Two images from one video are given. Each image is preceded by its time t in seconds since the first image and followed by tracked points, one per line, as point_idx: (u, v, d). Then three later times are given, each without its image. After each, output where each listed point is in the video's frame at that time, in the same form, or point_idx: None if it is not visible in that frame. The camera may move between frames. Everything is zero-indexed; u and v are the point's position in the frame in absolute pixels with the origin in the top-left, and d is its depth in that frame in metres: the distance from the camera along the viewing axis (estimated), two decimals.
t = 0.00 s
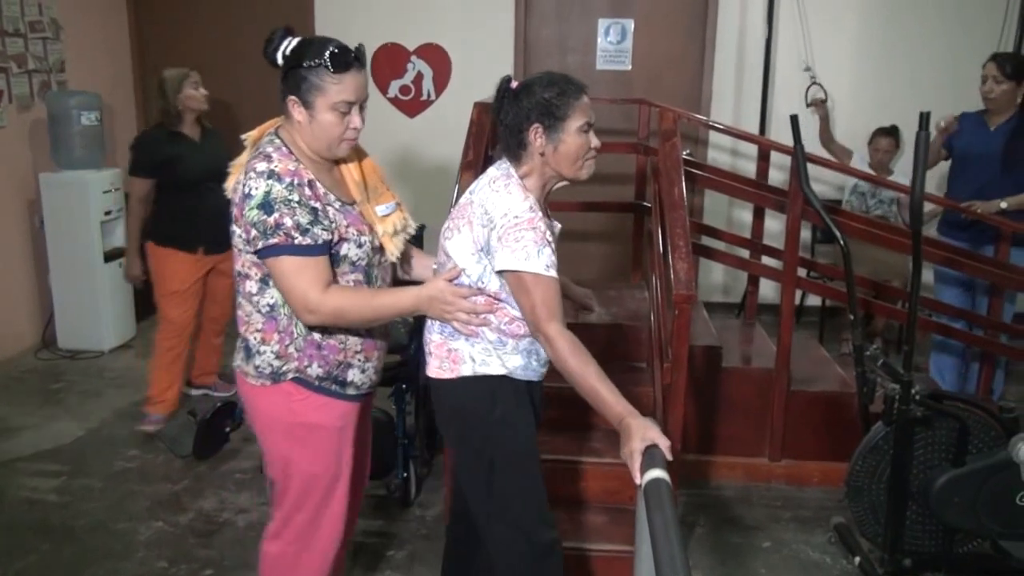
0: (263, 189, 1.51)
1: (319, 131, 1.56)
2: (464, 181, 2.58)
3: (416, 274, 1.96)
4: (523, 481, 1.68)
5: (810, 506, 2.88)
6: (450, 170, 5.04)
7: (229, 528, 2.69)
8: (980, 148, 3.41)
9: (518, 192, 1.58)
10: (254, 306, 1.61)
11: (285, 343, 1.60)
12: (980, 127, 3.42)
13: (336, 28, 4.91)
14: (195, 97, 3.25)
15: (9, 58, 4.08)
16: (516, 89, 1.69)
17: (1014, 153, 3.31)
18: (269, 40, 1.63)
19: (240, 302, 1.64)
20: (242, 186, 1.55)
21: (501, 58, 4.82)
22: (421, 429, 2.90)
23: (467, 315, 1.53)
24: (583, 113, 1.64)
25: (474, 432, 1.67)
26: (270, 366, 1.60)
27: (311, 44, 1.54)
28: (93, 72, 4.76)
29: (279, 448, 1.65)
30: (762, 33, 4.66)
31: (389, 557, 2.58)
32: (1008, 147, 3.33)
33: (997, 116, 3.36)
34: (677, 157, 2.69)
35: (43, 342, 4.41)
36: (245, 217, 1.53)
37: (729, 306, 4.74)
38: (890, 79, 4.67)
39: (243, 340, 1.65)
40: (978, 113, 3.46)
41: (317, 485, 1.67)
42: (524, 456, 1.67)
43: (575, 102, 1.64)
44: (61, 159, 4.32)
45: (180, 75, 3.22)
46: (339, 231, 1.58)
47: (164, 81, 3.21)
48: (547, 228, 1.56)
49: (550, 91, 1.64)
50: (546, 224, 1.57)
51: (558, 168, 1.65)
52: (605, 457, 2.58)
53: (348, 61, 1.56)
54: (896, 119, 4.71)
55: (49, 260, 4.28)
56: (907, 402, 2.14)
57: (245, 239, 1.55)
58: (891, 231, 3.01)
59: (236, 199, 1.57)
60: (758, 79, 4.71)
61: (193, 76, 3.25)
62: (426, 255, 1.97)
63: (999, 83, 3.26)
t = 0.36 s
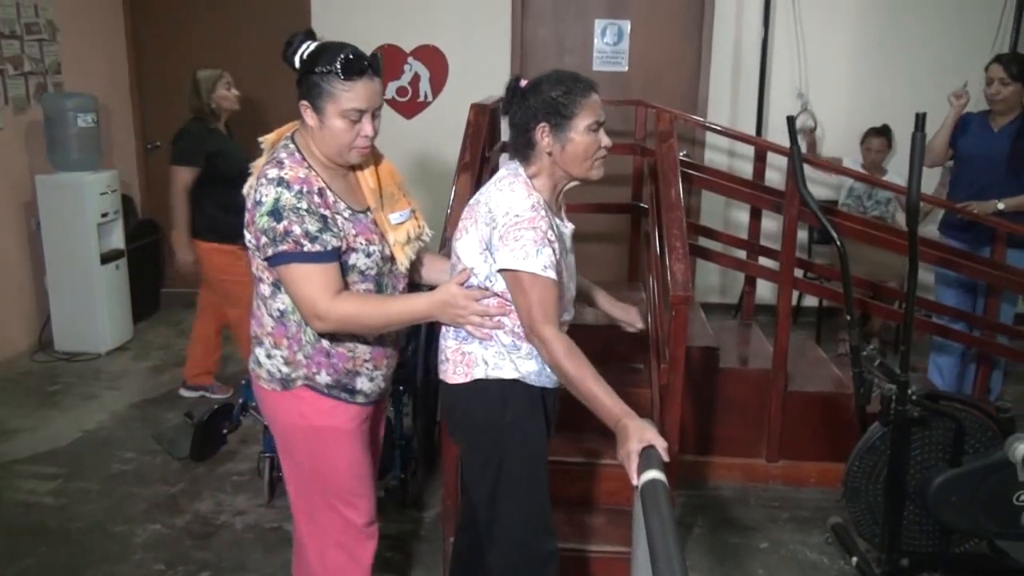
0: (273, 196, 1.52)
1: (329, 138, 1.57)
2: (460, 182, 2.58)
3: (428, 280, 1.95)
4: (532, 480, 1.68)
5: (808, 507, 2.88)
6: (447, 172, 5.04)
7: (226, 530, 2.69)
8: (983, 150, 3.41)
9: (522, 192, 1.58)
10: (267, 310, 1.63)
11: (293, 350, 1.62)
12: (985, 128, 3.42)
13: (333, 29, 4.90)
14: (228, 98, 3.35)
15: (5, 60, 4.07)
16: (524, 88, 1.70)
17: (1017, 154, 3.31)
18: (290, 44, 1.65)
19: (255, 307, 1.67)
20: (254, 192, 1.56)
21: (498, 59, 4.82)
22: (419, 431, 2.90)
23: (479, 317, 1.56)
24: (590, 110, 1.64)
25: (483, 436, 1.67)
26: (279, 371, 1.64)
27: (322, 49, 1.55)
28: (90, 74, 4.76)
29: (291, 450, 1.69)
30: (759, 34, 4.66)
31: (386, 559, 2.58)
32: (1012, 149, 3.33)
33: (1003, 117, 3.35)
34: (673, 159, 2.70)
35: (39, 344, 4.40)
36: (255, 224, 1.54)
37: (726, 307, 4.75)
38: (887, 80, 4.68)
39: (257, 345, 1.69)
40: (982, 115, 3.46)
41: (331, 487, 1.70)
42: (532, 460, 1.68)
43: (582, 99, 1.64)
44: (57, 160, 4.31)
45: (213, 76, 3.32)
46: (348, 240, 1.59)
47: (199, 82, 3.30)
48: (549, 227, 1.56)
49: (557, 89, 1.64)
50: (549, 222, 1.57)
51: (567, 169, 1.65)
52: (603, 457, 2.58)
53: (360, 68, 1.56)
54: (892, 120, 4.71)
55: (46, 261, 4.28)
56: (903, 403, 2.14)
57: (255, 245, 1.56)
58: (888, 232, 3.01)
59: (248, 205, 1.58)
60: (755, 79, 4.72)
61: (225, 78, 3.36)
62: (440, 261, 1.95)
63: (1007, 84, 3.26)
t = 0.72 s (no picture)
0: (290, 202, 1.50)
1: (363, 133, 1.59)
2: (455, 181, 2.58)
3: (443, 280, 1.96)
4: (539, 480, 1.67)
5: (804, 506, 2.89)
6: (442, 172, 5.04)
7: (222, 531, 2.68)
8: (981, 150, 3.42)
9: (529, 191, 1.59)
10: (278, 322, 1.62)
11: (312, 360, 1.61)
12: (983, 129, 3.43)
13: (329, 28, 4.89)
14: (266, 97, 3.40)
15: None
16: (538, 85, 1.69)
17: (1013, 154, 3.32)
18: (280, 52, 1.63)
19: (265, 319, 1.65)
20: (268, 197, 1.54)
21: (494, 58, 4.82)
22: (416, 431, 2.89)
23: (491, 318, 1.56)
24: (602, 109, 1.63)
25: (491, 436, 1.67)
26: (297, 384, 1.62)
27: (341, 50, 1.55)
28: (85, 75, 4.75)
29: (308, 466, 1.66)
30: (754, 35, 4.67)
31: (384, 559, 2.58)
32: (1009, 150, 3.34)
33: (1001, 117, 3.36)
34: (668, 159, 2.72)
35: (33, 346, 4.39)
36: (270, 229, 1.52)
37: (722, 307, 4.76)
38: (882, 80, 4.69)
39: (269, 358, 1.66)
40: (981, 115, 3.46)
41: (349, 500, 1.68)
42: (539, 461, 1.67)
43: (593, 98, 1.63)
44: (52, 161, 4.31)
45: (253, 76, 3.37)
46: (367, 246, 1.58)
47: (238, 82, 3.35)
48: (553, 226, 1.56)
49: (570, 87, 1.63)
50: (554, 221, 1.57)
51: (578, 168, 1.65)
52: (599, 457, 2.59)
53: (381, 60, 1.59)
54: (886, 120, 4.73)
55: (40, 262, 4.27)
56: (898, 402, 2.15)
57: (271, 252, 1.54)
58: (881, 231, 3.01)
59: (260, 211, 1.56)
60: (750, 79, 4.73)
61: (264, 76, 3.40)
62: (452, 260, 1.97)
63: (1005, 84, 3.28)
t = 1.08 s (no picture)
0: (307, 198, 1.52)
1: (393, 128, 1.62)
2: (452, 181, 2.59)
3: (460, 280, 1.95)
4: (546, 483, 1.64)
5: (800, 505, 2.89)
6: (437, 173, 5.04)
7: (218, 532, 2.68)
8: (973, 150, 3.44)
9: (539, 194, 1.59)
10: (292, 318, 1.63)
11: (325, 356, 1.62)
12: (976, 127, 3.44)
13: (324, 28, 4.88)
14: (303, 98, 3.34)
15: None
16: (554, 87, 1.69)
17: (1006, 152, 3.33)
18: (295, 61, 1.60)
19: (280, 314, 1.66)
20: (286, 193, 1.56)
21: (490, 58, 4.81)
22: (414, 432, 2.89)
23: (500, 321, 1.53)
24: (617, 113, 1.62)
25: (499, 439, 1.66)
26: (310, 380, 1.63)
27: (364, 50, 1.57)
28: (80, 76, 4.75)
29: (315, 462, 1.68)
30: (748, 35, 4.67)
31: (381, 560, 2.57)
32: (999, 147, 3.35)
33: (993, 115, 3.37)
34: (665, 159, 2.69)
35: (28, 347, 4.38)
36: (286, 225, 1.54)
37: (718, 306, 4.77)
38: (877, 80, 4.70)
39: (284, 352, 1.67)
40: (974, 114, 3.48)
41: (354, 496, 1.70)
42: (545, 465, 1.63)
43: (609, 101, 1.62)
44: (47, 162, 4.30)
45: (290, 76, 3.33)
46: (383, 244, 1.58)
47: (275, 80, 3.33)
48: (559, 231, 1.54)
49: (585, 89, 1.63)
50: (560, 226, 1.56)
51: (592, 172, 1.63)
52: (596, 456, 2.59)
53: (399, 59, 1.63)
54: (881, 120, 4.74)
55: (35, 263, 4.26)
56: (894, 400, 2.16)
57: (286, 248, 1.56)
58: (877, 230, 3.03)
59: (279, 207, 1.58)
60: (745, 78, 4.73)
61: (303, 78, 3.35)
62: (469, 260, 1.96)
63: (994, 81, 3.28)
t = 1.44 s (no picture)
0: (322, 191, 1.54)
1: (416, 124, 1.62)
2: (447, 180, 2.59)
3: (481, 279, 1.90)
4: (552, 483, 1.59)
5: (794, 501, 2.90)
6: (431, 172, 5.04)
7: (213, 532, 2.67)
8: (962, 148, 3.45)
9: (552, 189, 1.53)
10: (314, 306, 1.65)
11: (340, 343, 1.63)
12: (966, 125, 3.46)
13: (318, 27, 4.88)
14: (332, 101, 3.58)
15: None
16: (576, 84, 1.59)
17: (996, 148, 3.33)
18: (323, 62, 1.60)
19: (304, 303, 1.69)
20: (304, 188, 1.58)
21: (484, 57, 4.81)
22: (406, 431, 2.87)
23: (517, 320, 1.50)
24: (637, 111, 1.51)
25: (509, 433, 1.63)
26: (327, 367, 1.65)
27: (389, 49, 1.57)
28: (74, 76, 4.73)
29: (341, 453, 1.69)
30: (743, 34, 4.68)
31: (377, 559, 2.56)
32: (990, 143, 3.36)
33: (982, 112, 3.39)
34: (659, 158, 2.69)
35: (22, 347, 4.37)
36: (303, 217, 1.56)
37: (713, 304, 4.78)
38: (871, 78, 4.71)
39: (308, 340, 1.69)
40: (965, 112, 3.50)
41: (378, 488, 1.70)
42: (552, 463, 1.59)
43: (629, 99, 1.51)
44: (40, 162, 4.29)
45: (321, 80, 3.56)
46: (395, 235, 1.58)
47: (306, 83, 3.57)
48: (568, 228, 1.47)
49: (604, 87, 1.53)
50: (570, 222, 1.49)
51: (611, 171, 1.53)
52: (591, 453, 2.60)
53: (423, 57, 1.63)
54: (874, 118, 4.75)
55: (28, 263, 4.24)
56: (887, 397, 2.18)
57: (304, 239, 1.58)
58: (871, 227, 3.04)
59: (297, 201, 1.60)
60: (740, 76, 4.74)
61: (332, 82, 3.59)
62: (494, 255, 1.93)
63: (979, 77, 3.32)
